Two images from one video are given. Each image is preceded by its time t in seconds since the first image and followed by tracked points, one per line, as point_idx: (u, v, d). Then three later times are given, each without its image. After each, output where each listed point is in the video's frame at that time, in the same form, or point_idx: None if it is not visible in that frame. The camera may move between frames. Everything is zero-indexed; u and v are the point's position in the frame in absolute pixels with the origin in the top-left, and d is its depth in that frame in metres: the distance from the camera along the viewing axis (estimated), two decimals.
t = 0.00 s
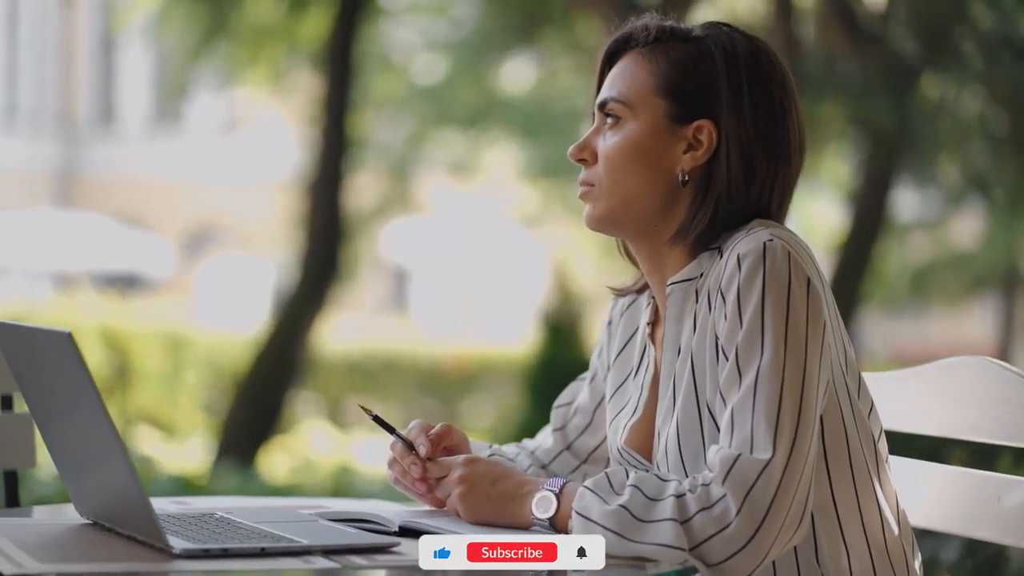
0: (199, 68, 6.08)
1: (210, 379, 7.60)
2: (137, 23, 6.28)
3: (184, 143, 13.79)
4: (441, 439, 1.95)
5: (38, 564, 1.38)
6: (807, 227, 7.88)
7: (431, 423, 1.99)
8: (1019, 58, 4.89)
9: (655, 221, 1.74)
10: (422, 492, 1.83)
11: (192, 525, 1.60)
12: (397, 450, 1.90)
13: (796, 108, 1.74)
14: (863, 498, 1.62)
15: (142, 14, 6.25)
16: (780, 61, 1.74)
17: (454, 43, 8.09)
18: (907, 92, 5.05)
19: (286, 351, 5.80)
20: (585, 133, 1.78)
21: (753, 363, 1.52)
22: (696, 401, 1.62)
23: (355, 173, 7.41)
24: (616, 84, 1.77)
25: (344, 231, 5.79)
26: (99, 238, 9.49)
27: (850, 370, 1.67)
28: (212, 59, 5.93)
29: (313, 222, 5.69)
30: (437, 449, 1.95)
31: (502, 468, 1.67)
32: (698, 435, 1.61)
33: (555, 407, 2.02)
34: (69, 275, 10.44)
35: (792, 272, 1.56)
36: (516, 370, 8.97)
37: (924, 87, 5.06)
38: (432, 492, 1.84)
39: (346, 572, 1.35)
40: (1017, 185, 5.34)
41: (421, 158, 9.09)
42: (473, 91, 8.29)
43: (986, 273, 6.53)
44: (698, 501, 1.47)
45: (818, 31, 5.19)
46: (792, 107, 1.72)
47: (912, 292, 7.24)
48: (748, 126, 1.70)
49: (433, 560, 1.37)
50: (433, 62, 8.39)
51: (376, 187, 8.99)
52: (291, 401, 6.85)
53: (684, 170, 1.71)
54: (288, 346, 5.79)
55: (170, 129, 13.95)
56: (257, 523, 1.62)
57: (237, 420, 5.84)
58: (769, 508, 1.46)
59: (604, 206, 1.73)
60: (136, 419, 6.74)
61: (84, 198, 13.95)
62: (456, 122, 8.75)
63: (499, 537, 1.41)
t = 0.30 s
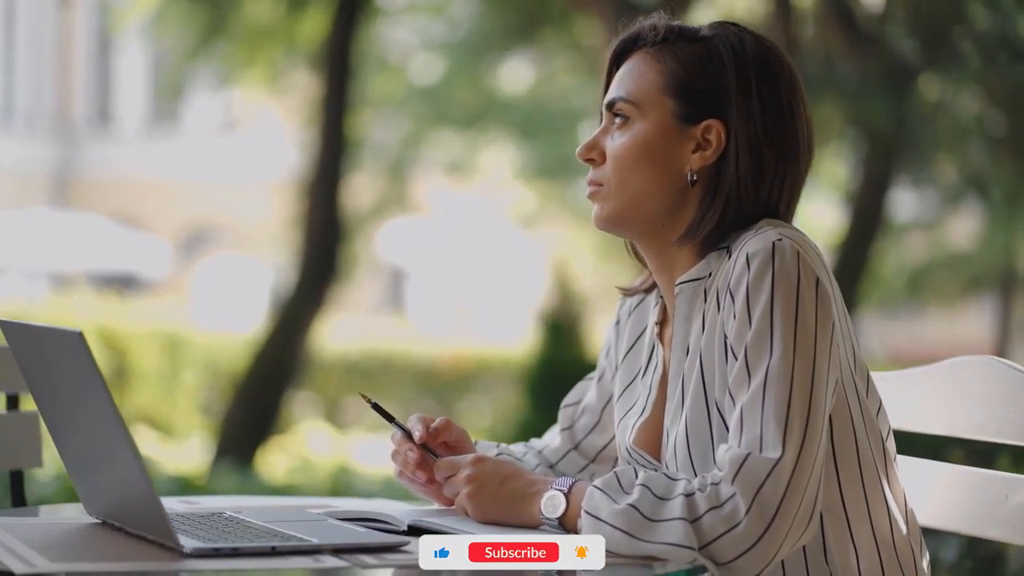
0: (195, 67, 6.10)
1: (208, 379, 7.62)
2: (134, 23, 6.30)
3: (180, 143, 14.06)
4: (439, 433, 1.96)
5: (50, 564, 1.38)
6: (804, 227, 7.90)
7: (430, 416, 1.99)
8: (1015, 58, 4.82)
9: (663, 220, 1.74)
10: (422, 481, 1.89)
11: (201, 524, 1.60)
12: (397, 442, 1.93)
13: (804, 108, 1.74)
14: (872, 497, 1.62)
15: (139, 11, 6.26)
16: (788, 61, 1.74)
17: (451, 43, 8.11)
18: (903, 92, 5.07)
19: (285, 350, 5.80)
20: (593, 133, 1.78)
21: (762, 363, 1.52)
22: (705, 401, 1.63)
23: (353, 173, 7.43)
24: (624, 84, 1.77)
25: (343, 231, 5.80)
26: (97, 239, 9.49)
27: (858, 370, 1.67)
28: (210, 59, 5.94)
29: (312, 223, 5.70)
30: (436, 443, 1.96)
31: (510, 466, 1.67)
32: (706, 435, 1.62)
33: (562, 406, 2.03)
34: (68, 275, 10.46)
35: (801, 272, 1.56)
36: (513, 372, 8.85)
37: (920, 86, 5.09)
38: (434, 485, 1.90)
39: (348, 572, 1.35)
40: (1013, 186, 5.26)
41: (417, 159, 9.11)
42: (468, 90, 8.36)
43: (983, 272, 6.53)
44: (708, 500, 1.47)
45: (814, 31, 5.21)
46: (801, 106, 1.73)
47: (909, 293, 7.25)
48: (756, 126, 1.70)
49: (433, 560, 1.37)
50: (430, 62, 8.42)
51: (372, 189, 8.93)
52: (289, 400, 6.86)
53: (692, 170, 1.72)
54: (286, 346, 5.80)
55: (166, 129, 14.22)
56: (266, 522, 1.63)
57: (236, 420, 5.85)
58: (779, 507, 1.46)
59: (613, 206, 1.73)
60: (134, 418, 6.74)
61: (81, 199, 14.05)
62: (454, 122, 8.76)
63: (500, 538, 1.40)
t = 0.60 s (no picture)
0: (192, 67, 6.11)
1: (205, 380, 7.63)
2: (130, 24, 6.31)
3: (178, 143, 14.57)
4: (439, 430, 1.94)
5: (60, 564, 1.38)
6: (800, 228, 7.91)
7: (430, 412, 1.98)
8: (1012, 59, 4.83)
9: (672, 220, 1.74)
10: (426, 479, 1.90)
11: (209, 524, 1.60)
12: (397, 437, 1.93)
13: (812, 109, 1.74)
14: (881, 498, 1.62)
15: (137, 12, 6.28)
16: (796, 61, 1.74)
17: (450, 41, 8.10)
18: (901, 92, 5.09)
19: (283, 350, 5.81)
20: (601, 134, 1.78)
21: (772, 363, 1.52)
22: (713, 401, 1.63)
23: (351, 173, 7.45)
24: (632, 84, 1.77)
25: (342, 230, 5.79)
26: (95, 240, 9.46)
27: (867, 370, 1.67)
28: (207, 59, 5.95)
29: (311, 222, 5.69)
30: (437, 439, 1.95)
31: (518, 466, 1.67)
32: (715, 435, 1.62)
33: (569, 406, 2.03)
34: (67, 275, 10.48)
35: (809, 273, 1.56)
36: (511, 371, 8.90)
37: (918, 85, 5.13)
38: (437, 482, 1.90)
39: (346, 571, 1.35)
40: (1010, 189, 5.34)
41: (414, 159, 9.11)
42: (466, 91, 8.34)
43: (980, 273, 6.54)
44: (717, 500, 1.47)
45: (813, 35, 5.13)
46: (809, 107, 1.73)
47: (906, 292, 7.29)
48: (764, 127, 1.70)
49: (433, 560, 1.38)
50: (427, 63, 8.48)
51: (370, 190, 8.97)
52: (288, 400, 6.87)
53: (701, 171, 1.72)
54: (285, 346, 5.81)
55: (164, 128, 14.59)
56: (274, 522, 1.63)
57: (234, 420, 5.86)
58: (788, 508, 1.46)
59: (621, 206, 1.73)
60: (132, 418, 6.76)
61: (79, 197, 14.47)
62: (451, 123, 8.77)
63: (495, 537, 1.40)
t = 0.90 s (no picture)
0: (189, 67, 6.14)
1: (201, 379, 7.65)
2: (129, 24, 6.34)
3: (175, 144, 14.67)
4: (448, 436, 1.94)
5: (70, 564, 1.38)
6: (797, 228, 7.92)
7: (439, 418, 1.99)
8: (1010, 58, 4.98)
9: (681, 221, 1.74)
10: (436, 482, 1.89)
11: (219, 525, 1.60)
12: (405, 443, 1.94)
13: (820, 110, 1.74)
14: (889, 498, 1.62)
15: (135, 11, 6.30)
16: (804, 62, 1.74)
17: (447, 41, 8.41)
18: (900, 92, 5.17)
19: (281, 348, 5.82)
20: (609, 135, 1.78)
21: (781, 363, 1.53)
22: (722, 401, 1.63)
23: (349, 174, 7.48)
24: (640, 86, 1.77)
25: (340, 230, 5.79)
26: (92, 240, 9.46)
27: (875, 370, 1.67)
28: (206, 58, 5.99)
29: (308, 222, 5.69)
30: (445, 445, 1.95)
31: (527, 467, 1.68)
32: (724, 435, 1.62)
33: (577, 406, 2.03)
34: (64, 275, 10.48)
35: (818, 273, 1.56)
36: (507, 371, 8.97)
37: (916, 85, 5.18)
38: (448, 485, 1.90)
39: (346, 571, 1.35)
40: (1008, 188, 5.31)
41: (411, 158, 9.04)
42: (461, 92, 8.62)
43: (977, 273, 6.55)
44: (726, 500, 1.47)
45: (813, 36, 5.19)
46: (818, 108, 1.73)
47: (902, 292, 7.31)
48: (773, 130, 1.70)
49: (433, 560, 1.39)
50: (426, 63, 8.69)
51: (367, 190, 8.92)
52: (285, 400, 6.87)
53: (709, 172, 1.72)
54: (283, 345, 5.82)
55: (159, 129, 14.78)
56: (282, 522, 1.63)
57: (233, 419, 5.87)
58: (798, 508, 1.46)
59: (629, 208, 1.73)
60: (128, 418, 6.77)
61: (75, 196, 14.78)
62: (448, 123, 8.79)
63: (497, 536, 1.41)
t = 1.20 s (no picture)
0: (186, 67, 6.17)
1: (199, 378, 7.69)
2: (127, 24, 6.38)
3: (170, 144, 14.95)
4: (456, 442, 1.93)
5: (80, 564, 1.38)
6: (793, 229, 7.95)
7: (447, 422, 1.99)
8: (1007, 57, 5.09)
9: (689, 222, 1.74)
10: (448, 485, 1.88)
11: (227, 525, 1.60)
12: (415, 445, 1.93)
13: (828, 110, 1.74)
14: (897, 499, 1.62)
15: (134, 10, 6.34)
16: (811, 62, 1.74)
17: (444, 41, 8.49)
18: (898, 92, 5.20)
19: (280, 347, 5.83)
20: (616, 136, 1.79)
21: (789, 363, 1.53)
22: (730, 401, 1.63)
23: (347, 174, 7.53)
24: (648, 86, 1.77)
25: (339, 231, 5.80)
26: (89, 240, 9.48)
27: (882, 371, 1.68)
28: (204, 58, 6.03)
29: (306, 222, 5.68)
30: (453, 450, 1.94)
31: (534, 467, 1.68)
32: (731, 435, 1.62)
33: (583, 406, 2.03)
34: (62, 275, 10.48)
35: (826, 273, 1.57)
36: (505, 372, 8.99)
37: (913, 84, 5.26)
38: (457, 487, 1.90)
39: (343, 572, 1.35)
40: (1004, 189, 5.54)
41: (409, 158, 9.25)
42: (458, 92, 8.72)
43: (974, 273, 6.58)
44: (735, 500, 1.47)
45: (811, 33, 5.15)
46: (825, 106, 1.73)
47: (899, 293, 7.33)
48: (781, 130, 1.71)
49: (433, 559, 1.39)
50: (422, 63, 8.76)
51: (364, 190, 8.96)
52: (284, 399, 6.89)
53: (717, 172, 1.72)
54: (282, 345, 5.83)
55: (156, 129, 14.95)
56: (290, 522, 1.63)
57: (231, 419, 5.88)
58: (806, 507, 1.46)
59: (637, 208, 1.73)
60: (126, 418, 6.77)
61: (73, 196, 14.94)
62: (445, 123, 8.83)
63: (497, 537, 1.41)
